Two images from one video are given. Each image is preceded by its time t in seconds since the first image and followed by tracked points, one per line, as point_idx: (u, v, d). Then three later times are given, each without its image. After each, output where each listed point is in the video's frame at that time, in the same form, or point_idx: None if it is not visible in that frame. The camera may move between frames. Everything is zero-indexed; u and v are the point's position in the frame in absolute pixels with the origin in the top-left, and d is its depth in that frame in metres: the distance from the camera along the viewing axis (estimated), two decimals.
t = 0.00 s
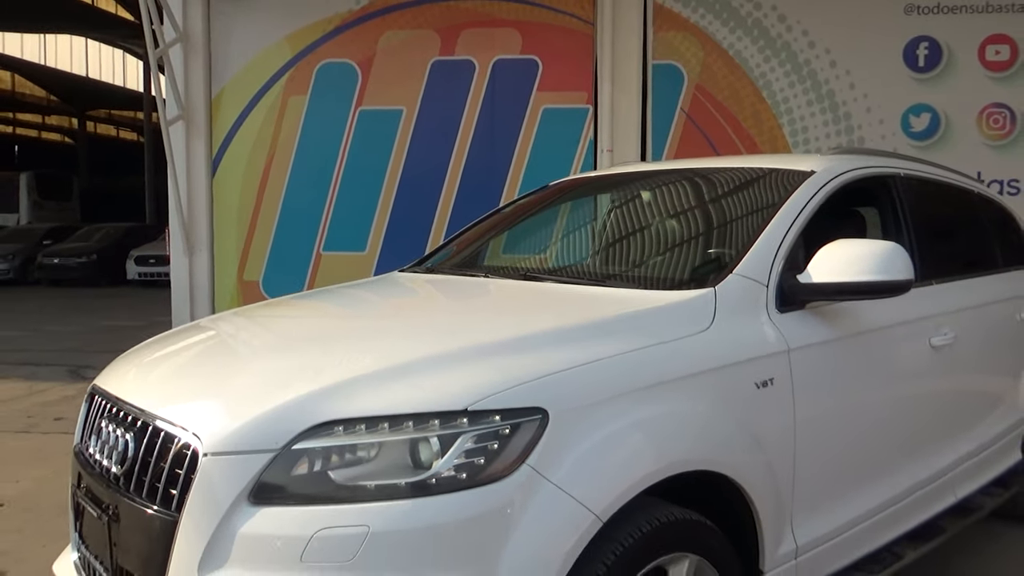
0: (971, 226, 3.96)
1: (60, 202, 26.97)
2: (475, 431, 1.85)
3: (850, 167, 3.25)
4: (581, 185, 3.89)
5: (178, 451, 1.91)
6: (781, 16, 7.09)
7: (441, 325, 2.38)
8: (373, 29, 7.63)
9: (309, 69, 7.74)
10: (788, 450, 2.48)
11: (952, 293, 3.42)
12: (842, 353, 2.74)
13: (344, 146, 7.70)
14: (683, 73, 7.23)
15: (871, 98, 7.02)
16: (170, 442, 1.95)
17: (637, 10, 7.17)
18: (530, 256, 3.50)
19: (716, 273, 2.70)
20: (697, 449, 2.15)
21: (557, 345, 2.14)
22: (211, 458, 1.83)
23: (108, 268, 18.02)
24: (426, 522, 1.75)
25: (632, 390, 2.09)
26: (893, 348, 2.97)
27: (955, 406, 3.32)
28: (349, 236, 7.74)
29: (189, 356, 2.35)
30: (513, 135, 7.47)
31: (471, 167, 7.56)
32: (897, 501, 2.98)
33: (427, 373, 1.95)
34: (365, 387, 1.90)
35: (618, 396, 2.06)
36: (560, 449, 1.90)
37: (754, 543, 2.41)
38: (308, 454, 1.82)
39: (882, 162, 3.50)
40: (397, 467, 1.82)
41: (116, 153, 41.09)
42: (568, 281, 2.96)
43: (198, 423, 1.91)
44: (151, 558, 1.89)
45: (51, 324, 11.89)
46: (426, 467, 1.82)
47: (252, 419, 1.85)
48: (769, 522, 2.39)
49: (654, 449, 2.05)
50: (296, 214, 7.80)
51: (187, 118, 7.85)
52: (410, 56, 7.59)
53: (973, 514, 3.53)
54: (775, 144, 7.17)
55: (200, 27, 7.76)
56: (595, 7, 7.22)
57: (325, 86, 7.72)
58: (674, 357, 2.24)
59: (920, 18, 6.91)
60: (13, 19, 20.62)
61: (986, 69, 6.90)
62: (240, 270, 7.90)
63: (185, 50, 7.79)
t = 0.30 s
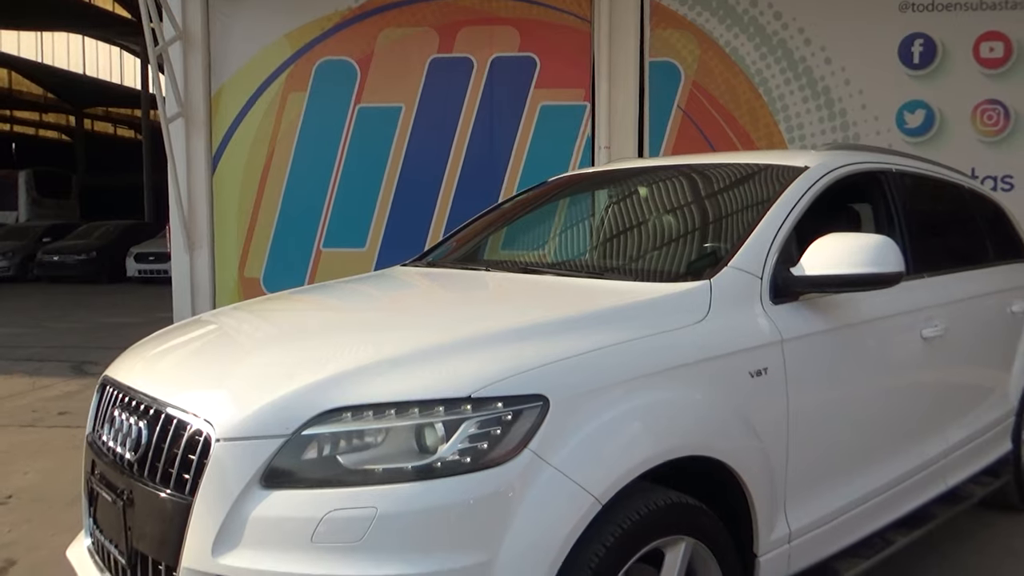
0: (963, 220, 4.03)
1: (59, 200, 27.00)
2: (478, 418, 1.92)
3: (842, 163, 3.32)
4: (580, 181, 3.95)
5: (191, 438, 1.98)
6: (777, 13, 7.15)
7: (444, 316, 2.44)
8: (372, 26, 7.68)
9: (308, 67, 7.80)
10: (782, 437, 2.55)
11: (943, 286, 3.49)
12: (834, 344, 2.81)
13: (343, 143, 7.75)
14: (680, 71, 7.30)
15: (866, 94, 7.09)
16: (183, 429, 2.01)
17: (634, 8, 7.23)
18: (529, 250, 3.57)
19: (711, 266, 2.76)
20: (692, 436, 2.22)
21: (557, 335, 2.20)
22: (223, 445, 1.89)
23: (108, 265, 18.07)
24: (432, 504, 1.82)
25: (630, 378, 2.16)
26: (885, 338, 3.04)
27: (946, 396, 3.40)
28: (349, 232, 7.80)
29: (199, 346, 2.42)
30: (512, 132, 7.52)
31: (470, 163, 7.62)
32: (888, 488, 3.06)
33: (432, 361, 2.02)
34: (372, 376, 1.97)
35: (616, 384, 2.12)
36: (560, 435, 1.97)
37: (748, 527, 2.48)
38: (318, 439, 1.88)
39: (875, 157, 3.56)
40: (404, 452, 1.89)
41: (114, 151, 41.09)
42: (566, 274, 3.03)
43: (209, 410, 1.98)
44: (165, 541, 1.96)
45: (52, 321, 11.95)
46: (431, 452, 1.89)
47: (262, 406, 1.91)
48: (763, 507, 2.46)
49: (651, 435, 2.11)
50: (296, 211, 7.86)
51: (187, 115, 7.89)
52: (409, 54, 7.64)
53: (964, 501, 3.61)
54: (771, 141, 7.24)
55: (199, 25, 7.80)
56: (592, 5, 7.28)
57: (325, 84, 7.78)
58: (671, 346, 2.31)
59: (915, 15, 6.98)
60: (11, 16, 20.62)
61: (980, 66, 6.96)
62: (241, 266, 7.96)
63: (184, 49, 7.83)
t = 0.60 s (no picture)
0: (951, 213, 4.11)
1: (53, 195, 26.96)
2: (481, 402, 1.98)
3: (833, 157, 3.39)
4: (576, 175, 4.02)
5: (202, 423, 2.04)
6: (771, 9, 7.22)
7: (444, 306, 2.51)
8: (368, 22, 7.72)
9: (304, 62, 7.84)
10: (773, 424, 2.62)
11: (931, 278, 3.57)
12: (825, 333, 2.88)
13: (340, 138, 7.80)
14: (674, 66, 7.37)
15: (858, 90, 7.17)
16: (194, 415, 2.07)
17: (629, 4, 7.29)
18: (526, 243, 3.63)
19: (705, 258, 2.83)
20: (687, 421, 2.29)
21: (555, 324, 2.27)
22: (234, 429, 1.95)
23: (103, 260, 18.07)
24: (436, 485, 1.88)
25: (626, 366, 2.23)
26: (874, 329, 3.11)
27: (933, 385, 3.47)
28: (345, 226, 7.85)
29: (206, 334, 2.48)
30: (507, 127, 7.58)
31: (466, 158, 7.67)
32: (877, 475, 3.13)
33: (435, 349, 2.08)
34: (377, 363, 2.03)
35: (613, 371, 2.19)
36: (560, 420, 2.03)
37: (740, 510, 2.55)
38: (326, 424, 1.94)
39: (865, 152, 3.63)
40: (410, 436, 1.95)
41: (107, 146, 40.97)
42: (563, 266, 3.10)
43: (219, 395, 2.04)
44: (177, 522, 2.02)
45: (47, 315, 11.97)
46: (435, 435, 1.95)
47: (272, 393, 1.98)
48: (755, 492, 2.54)
49: (647, 420, 2.18)
50: (292, 206, 7.90)
51: (183, 110, 7.92)
52: (405, 49, 7.69)
53: (951, 487, 3.69)
54: (765, 136, 7.31)
55: (196, 20, 7.83)
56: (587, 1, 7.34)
57: (321, 79, 7.82)
58: (666, 335, 2.38)
59: (907, 11, 7.06)
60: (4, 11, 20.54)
61: (971, 62, 7.04)
62: (237, 261, 8.01)
63: (181, 44, 7.87)
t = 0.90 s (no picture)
0: (938, 206, 4.19)
1: (42, 189, 26.83)
2: (483, 386, 2.05)
3: (823, 150, 3.46)
4: (571, 168, 4.07)
5: (211, 407, 2.09)
6: (762, 3, 7.30)
7: (444, 295, 2.57)
8: (361, 15, 7.75)
9: (298, 55, 7.87)
10: (763, 408, 2.70)
11: (917, 268, 3.65)
12: (813, 321, 2.95)
13: (333, 131, 7.83)
14: (666, 60, 7.43)
15: (848, 83, 7.26)
16: (203, 399, 2.13)
17: None
18: (520, 234, 3.69)
19: (696, 249, 2.89)
20: (680, 405, 2.36)
21: (553, 311, 2.34)
22: (243, 412, 2.01)
23: (93, 254, 18.02)
24: (440, 465, 1.95)
25: (621, 351, 2.30)
26: (862, 317, 3.19)
27: (918, 372, 3.56)
28: (338, 219, 7.88)
29: (211, 321, 2.53)
30: (500, 120, 7.63)
31: (459, 151, 7.72)
32: (863, 459, 3.21)
33: (437, 335, 2.14)
34: (380, 349, 2.09)
35: (609, 356, 2.26)
36: (558, 403, 2.10)
37: (730, 492, 2.63)
38: (332, 407, 2.00)
39: (854, 144, 3.71)
40: (414, 418, 2.01)
41: (95, 139, 40.72)
42: (557, 256, 3.16)
43: (227, 380, 2.09)
44: (187, 503, 2.08)
45: (38, 309, 11.95)
46: (438, 417, 2.01)
47: (279, 377, 2.03)
48: (745, 474, 2.62)
49: (641, 404, 2.25)
50: (285, 198, 7.93)
51: (177, 103, 7.94)
52: (399, 43, 7.72)
53: (935, 472, 3.78)
54: (756, 129, 7.38)
55: (189, 13, 7.84)
56: None
57: (315, 73, 7.85)
58: (660, 322, 2.45)
59: (896, 6, 7.15)
60: None
61: (959, 57, 7.13)
62: (230, 253, 8.03)
63: (174, 37, 7.88)
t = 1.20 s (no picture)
0: (923, 197, 4.27)
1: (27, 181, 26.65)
2: (483, 369, 2.11)
3: (811, 142, 3.54)
4: (564, 160, 4.13)
5: (218, 391, 2.14)
6: None
7: (443, 282, 2.63)
8: (353, 8, 7.77)
9: (289, 48, 7.88)
10: (752, 392, 2.77)
11: (903, 257, 3.74)
12: (801, 308, 3.03)
13: (325, 123, 7.85)
14: (657, 53, 7.50)
15: (836, 77, 7.36)
16: (209, 384, 2.18)
17: None
18: (513, 224, 3.75)
19: (686, 239, 2.95)
20: (672, 389, 2.43)
21: (550, 298, 2.40)
22: (250, 395, 2.06)
23: (80, 246, 17.94)
24: (442, 446, 2.01)
25: (616, 337, 2.37)
26: (848, 305, 3.27)
27: (902, 359, 3.65)
28: (329, 211, 7.92)
29: (214, 308, 2.59)
30: (491, 112, 7.68)
31: (450, 143, 7.76)
32: (848, 443, 3.30)
33: (437, 321, 2.20)
34: (382, 335, 2.15)
35: (604, 342, 2.33)
36: (556, 386, 2.16)
37: (720, 473, 2.71)
38: (337, 390, 2.06)
39: (841, 137, 3.79)
40: (416, 401, 2.07)
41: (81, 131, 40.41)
42: (550, 245, 3.22)
43: (233, 365, 2.15)
44: (195, 485, 2.14)
45: (26, 301, 11.91)
46: (440, 400, 2.08)
47: (285, 363, 2.09)
48: (735, 456, 2.70)
49: (635, 388, 2.32)
50: (277, 190, 7.95)
51: (167, 95, 7.94)
52: (391, 35, 7.75)
53: (918, 456, 3.88)
54: (744, 121, 7.46)
55: (180, 5, 7.84)
56: None
57: (306, 65, 7.87)
58: (653, 308, 2.52)
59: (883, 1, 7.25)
60: None
61: (946, 50, 7.22)
62: (221, 245, 8.06)
63: (165, 29, 7.87)
